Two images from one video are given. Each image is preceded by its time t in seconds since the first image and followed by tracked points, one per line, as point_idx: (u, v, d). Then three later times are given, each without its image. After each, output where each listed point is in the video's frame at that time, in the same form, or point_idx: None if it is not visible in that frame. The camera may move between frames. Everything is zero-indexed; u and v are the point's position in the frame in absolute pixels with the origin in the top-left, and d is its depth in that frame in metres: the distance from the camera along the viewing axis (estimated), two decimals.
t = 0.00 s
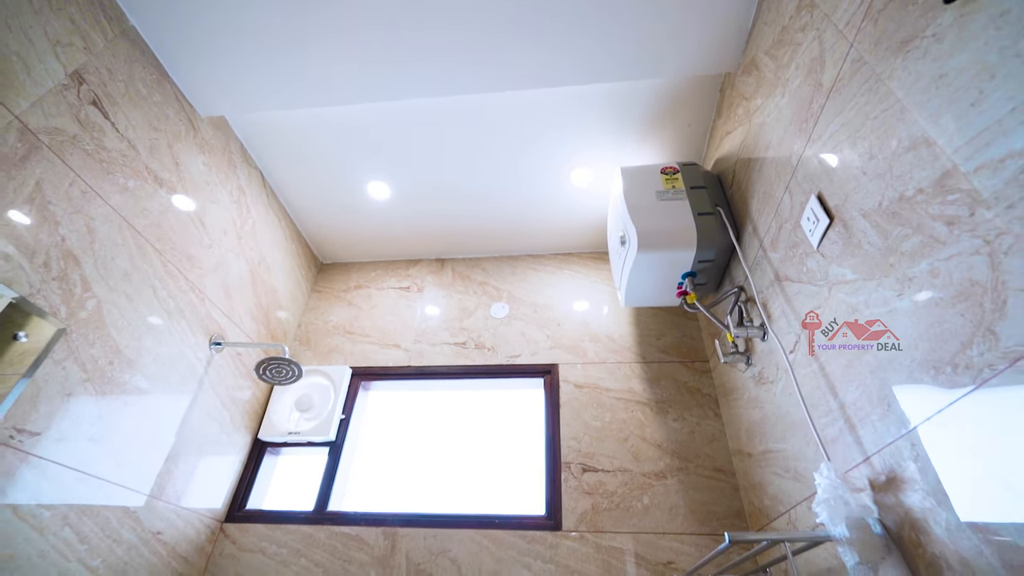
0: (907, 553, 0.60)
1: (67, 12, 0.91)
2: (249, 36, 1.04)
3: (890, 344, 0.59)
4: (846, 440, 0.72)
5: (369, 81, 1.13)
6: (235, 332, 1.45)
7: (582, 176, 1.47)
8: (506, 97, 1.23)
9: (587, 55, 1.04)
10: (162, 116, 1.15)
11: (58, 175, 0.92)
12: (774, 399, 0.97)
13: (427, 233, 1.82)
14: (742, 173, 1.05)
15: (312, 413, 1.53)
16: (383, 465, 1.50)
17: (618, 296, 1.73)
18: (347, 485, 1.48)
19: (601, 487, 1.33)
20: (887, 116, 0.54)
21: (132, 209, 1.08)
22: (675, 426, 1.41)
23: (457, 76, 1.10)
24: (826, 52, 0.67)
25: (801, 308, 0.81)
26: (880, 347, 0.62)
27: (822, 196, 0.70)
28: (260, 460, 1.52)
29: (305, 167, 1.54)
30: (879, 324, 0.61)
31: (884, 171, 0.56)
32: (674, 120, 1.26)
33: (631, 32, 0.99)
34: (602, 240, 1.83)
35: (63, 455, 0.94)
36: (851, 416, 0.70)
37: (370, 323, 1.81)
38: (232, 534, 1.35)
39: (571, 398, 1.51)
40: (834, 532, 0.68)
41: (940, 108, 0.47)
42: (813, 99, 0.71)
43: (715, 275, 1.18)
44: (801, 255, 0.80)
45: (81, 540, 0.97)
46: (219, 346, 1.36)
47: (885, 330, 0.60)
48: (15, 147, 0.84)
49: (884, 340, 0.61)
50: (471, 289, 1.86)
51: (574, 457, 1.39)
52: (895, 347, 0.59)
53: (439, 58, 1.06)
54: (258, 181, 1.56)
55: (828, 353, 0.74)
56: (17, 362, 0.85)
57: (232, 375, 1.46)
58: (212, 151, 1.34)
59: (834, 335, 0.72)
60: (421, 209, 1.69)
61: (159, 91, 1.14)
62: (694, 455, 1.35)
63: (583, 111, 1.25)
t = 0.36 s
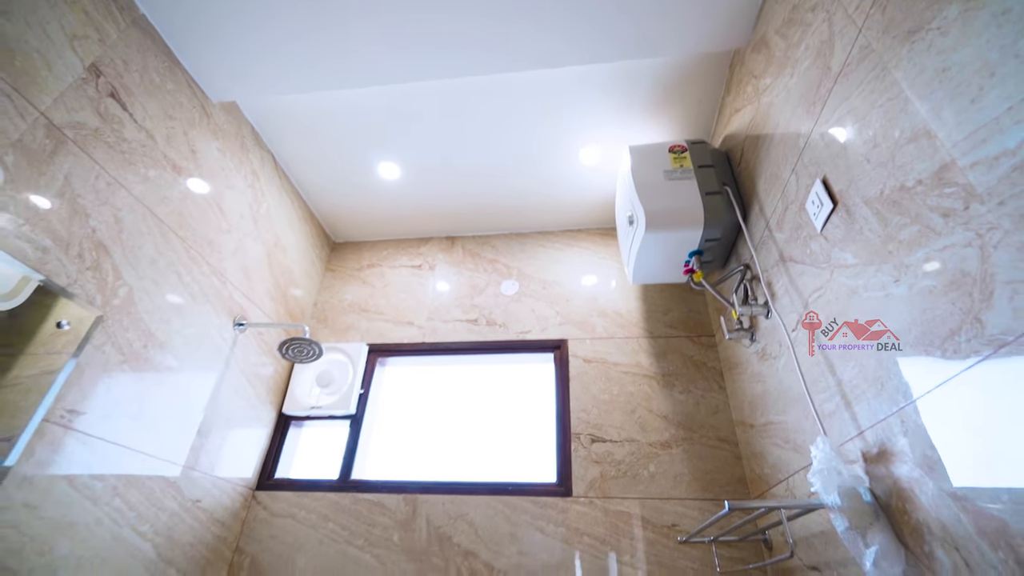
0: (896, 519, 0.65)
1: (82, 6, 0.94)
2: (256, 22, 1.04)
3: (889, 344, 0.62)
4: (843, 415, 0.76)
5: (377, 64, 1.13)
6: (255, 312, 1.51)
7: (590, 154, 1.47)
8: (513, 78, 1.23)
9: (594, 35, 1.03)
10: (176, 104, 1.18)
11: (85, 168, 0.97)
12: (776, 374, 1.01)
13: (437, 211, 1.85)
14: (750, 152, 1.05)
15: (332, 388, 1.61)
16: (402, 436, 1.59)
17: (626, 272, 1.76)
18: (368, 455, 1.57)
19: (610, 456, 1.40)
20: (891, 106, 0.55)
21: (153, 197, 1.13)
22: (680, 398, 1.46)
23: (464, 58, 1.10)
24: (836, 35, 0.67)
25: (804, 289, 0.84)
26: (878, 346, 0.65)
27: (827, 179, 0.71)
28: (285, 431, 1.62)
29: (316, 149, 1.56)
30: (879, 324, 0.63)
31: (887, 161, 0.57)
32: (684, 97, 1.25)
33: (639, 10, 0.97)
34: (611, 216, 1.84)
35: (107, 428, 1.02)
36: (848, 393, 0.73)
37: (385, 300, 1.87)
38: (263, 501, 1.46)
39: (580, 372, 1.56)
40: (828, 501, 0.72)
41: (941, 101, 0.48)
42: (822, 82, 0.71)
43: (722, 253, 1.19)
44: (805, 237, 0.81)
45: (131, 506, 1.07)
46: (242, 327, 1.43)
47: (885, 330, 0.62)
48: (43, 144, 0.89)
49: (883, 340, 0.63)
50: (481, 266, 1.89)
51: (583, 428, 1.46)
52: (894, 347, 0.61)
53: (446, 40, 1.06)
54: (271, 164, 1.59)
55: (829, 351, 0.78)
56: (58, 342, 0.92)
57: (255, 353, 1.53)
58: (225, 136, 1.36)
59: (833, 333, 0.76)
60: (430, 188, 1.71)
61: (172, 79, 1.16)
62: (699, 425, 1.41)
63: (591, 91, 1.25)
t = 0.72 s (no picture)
0: (895, 483, 0.70)
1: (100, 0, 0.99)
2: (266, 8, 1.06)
3: (887, 345, 0.66)
4: (848, 387, 0.79)
5: (387, 46, 1.13)
6: (279, 292, 1.59)
7: (604, 129, 1.46)
8: (523, 56, 1.22)
9: (604, 12, 1.02)
10: (194, 92, 1.23)
11: (116, 161, 1.04)
12: (785, 346, 1.04)
13: (450, 188, 1.86)
14: (763, 127, 1.04)
15: (355, 363, 1.69)
16: (423, 407, 1.68)
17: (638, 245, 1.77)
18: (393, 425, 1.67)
19: (623, 424, 1.47)
20: (903, 88, 0.56)
21: (180, 185, 1.20)
22: (692, 368, 1.51)
23: (473, 39, 1.10)
24: (851, 12, 0.66)
25: (813, 265, 0.85)
26: (876, 346, 0.70)
27: (838, 158, 0.72)
28: (314, 403, 1.73)
29: (330, 131, 1.58)
30: (876, 327, 0.68)
31: (897, 143, 0.58)
32: (697, 68, 1.23)
33: None
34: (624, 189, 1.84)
35: (152, 402, 1.10)
36: (854, 366, 0.76)
37: (402, 278, 1.91)
38: (297, 469, 1.59)
39: (593, 345, 1.61)
40: (832, 466, 0.77)
41: (951, 86, 0.48)
42: (836, 58, 0.71)
43: (734, 227, 1.20)
44: (816, 214, 0.82)
45: (178, 473, 1.18)
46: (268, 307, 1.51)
47: (882, 333, 0.67)
48: (76, 140, 0.96)
49: (880, 342, 0.68)
50: (495, 243, 1.92)
51: (597, 398, 1.52)
52: (892, 347, 0.65)
53: (455, 22, 1.06)
54: (286, 148, 1.63)
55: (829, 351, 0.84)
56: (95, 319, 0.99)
57: (281, 330, 1.62)
58: (241, 122, 1.40)
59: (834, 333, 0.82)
60: (443, 167, 1.72)
61: (189, 67, 1.21)
62: (709, 394, 1.46)
63: (602, 67, 1.24)
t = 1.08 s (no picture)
0: (902, 449, 0.73)
1: None
2: None
3: (890, 343, 0.72)
4: (862, 357, 0.81)
5: (401, 26, 1.13)
6: (305, 272, 1.66)
7: (620, 100, 1.45)
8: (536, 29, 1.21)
9: None
10: (215, 78, 1.27)
11: (149, 152, 1.10)
12: (801, 318, 1.05)
13: (466, 164, 1.87)
14: (783, 96, 1.02)
15: (380, 337, 1.77)
16: (447, 378, 1.76)
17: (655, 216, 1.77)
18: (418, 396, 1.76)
19: (640, 392, 1.52)
20: (925, 62, 0.55)
21: (209, 172, 1.25)
22: (709, 338, 1.54)
23: (487, 15, 1.09)
24: None
25: (830, 238, 0.86)
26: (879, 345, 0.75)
27: (859, 131, 0.71)
28: (343, 374, 1.84)
29: (348, 111, 1.60)
30: (879, 326, 0.74)
31: (918, 118, 0.57)
32: (715, 34, 1.20)
33: None
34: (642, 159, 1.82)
35: (196, 376, 1.19)
36: (868, 339, 0.78)
37: (422, 254, 1.95)
38: (330, 438, 1.71)
39: (611, 316, 1.65)
40: (842, 434, 0.78)
41: (974, 62, 0.48)
42: (859, 28, 0.69)
43: (752, 199, 1.19)
44: (834, 187, 0.82)
45: (224, 442, 1.28)
46: (296, 286, 1.59)
47: (885, 331, 0.73)
48: (110, 133, 1.01)
49: (884, 339, 0.73)
50: (512, 217, 1.93)
51: (615, 367, 1.57)
52: (895, 346, 0.71)
53: None
54: (305, 129, 1.66)
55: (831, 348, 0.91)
56: (133, 298, 1.07)
57: (309, 307, 1.70)
58: (261, 104, 1.44)
59: (834, 333, 0.90)
60: (460, 143, 1.73)
61: (209, 53, 1.25)
62: (726, 363, 1.49)
63: (616, 38, 1.22)
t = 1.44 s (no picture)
0: (917, 414, 0.75)
1: None
2: None
3: (888, 342, 0.80)
4: (880, 326, 0.82)
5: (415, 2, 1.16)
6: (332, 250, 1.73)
7: (639, 66, 1.44)
8: None
9: None
10: (236, 61, 1.31)
11: (180, 138, 1.15)
12: (820, 286, 1.05)
13: (484, 137, 1.87)
14: (807, 59, 0.99)
15: (404, 311, 1.84)
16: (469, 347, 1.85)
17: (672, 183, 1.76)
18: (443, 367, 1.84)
19: (659, 359, 1.56)
20: (955, 28, 0.54)
21: (236, 156, 1.31)
22: (729, 306, 1.56)
23: None
24: None
25: (851, 207, 0.86)
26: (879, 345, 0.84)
27: (884, 99, 0.70)
28: (370, 346, 1.94)
29: (366, 88, 1.62)
30: (879, 326, 0.82)
31: (944, 86, 0.57)
32: None
33: None
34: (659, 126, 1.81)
35: (235, 351, 1.29)
36: (886, 308, 0.79)
37: (442, 229, 1.98)
38: (362, 408, 1.83)
39: (630, 286, 1.67)
40: (857, 400, 0.81)
41: (1004, 30, 0.47)
42: None
43: (773, 166, 1.17)
44: (857, 156, 0.81)
45: (265, 412, 1.40)
46: (323, 264, 1.67)
47: (884, 332, 0.81)
48: (144, 122, 1.07)
49: (884, 338, 0.82)
50: (531, 189, 1.94)
51: (634, 336, 1.61)
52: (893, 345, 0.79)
53: None
54: (324, 107, 1.70)
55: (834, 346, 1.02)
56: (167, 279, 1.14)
57: (336, 284, 1.78)
58: (280, 85, 1.48)
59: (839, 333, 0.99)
60: (476, 116, 1.73)
61: (228, 36, 1.29)
62: (745, 331, 1.52)
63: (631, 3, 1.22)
